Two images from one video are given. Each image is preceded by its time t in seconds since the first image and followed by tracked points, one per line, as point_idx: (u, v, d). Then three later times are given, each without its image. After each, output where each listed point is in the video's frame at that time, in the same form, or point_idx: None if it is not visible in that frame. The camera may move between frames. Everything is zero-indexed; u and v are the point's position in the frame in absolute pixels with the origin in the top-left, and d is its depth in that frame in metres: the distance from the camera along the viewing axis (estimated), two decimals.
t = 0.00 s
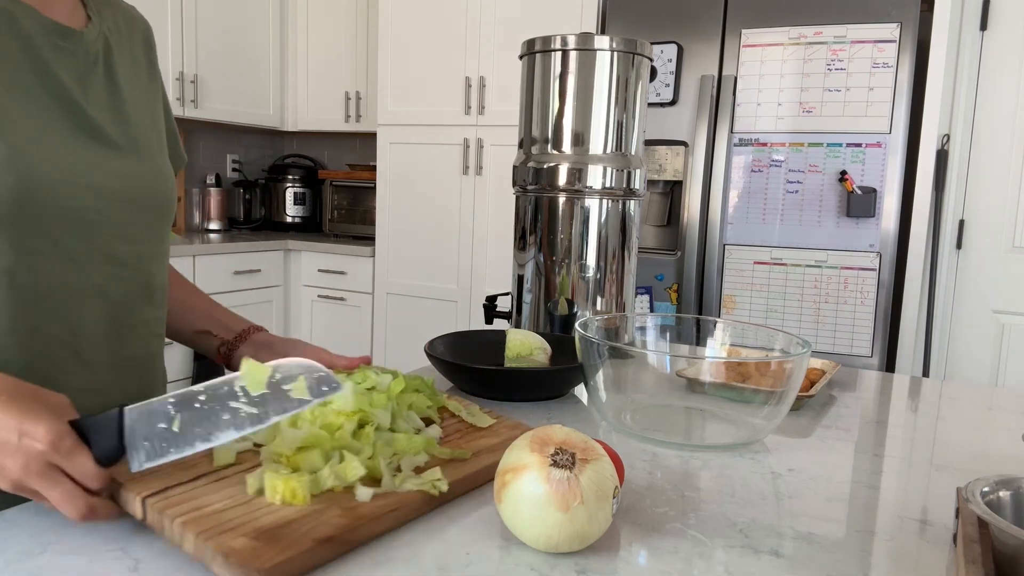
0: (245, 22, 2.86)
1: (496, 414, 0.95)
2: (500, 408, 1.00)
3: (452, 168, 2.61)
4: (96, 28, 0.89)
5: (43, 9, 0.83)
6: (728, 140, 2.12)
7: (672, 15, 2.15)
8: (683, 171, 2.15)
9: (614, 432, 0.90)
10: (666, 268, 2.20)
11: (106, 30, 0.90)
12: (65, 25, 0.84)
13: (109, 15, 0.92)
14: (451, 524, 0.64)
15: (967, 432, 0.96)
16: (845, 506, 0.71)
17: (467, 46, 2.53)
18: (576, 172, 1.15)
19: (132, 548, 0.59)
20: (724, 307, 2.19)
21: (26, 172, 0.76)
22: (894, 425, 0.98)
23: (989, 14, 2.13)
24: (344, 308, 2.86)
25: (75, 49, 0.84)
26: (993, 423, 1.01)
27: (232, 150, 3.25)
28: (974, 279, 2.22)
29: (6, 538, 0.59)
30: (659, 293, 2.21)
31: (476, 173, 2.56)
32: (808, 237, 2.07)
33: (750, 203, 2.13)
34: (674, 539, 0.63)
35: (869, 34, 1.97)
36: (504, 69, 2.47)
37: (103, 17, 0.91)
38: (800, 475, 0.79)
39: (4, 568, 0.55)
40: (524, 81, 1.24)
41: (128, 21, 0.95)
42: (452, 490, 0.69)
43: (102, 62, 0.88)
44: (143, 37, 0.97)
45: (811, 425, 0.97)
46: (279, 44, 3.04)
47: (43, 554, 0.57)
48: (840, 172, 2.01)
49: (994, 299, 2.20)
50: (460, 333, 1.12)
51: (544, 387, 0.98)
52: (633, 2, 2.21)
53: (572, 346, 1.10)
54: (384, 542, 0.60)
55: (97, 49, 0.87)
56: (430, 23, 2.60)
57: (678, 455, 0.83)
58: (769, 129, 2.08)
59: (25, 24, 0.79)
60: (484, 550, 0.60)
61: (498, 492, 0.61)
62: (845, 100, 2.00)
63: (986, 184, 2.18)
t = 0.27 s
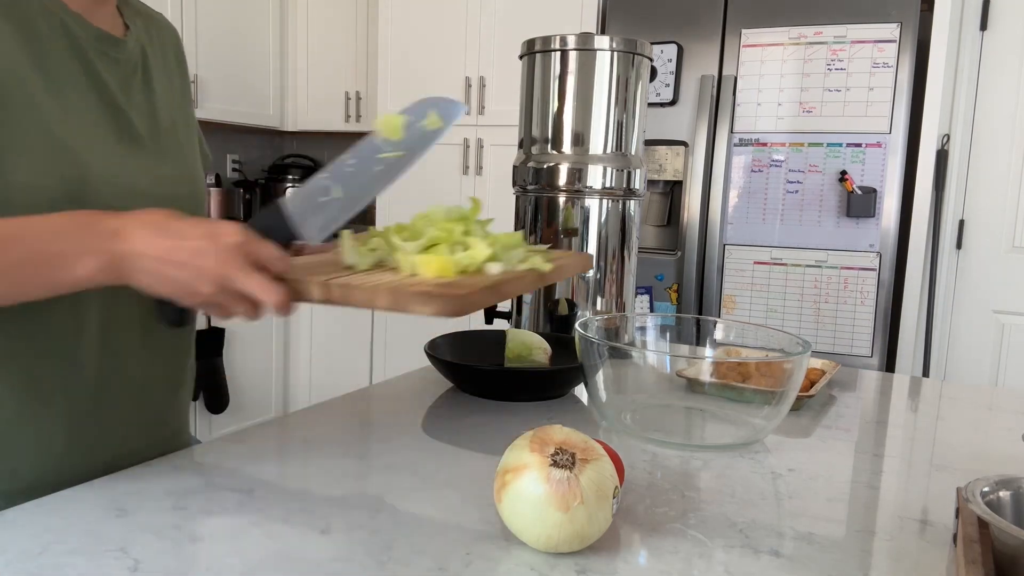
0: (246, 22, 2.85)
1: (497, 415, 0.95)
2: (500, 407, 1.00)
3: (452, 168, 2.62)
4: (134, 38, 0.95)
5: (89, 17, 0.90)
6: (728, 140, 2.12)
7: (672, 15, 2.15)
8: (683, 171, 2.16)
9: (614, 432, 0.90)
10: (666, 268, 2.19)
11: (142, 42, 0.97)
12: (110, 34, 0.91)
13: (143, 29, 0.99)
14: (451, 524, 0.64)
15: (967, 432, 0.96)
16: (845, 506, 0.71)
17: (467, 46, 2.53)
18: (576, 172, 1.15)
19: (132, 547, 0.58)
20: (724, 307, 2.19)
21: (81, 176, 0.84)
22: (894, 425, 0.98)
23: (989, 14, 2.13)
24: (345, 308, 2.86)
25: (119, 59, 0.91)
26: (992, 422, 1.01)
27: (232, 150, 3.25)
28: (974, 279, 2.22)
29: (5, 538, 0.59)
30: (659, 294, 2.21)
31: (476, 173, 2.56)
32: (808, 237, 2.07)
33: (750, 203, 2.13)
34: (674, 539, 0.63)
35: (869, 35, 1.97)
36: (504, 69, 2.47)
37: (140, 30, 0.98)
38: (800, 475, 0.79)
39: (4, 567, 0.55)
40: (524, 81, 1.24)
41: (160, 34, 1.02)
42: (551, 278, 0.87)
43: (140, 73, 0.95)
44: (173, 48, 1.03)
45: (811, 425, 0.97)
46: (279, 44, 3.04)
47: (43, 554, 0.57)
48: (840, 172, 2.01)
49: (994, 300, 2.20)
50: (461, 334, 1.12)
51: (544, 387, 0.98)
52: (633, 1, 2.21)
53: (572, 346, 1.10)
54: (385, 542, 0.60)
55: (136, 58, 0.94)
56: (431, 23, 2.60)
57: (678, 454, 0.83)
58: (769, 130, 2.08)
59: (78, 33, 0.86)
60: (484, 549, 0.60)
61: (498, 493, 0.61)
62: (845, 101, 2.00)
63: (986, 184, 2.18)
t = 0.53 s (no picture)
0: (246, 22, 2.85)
1: (497, 414, 0.95)
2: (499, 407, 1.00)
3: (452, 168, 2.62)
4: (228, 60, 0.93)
5: (196, 36, 0.87)
6: (728, 140, 2.12)
7: (671, 16, 2.15)
8: (683, 171, 2.15)
9: (614, 432, 0.90)
10: (666, 268, 2.19)
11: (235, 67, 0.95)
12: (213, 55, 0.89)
13: (231, 50, 0.96)
14: (452, 524, 0.64)
15: (967, 432, 0.96)
16: (845, 506, 0.71)
17: (467, 46, 2.53)
18: (576, 172, 1.15)
19: (133, 547, 0.58)
20: (724, 307, 2.19)
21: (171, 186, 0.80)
22: (894, 425, 0.98)
23: (989, 14, 2.13)
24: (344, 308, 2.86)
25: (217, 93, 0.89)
26: (992, 422, 1.01)
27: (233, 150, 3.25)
28: (973, 279, 2.22)
29: (6, 538, 0.59)
30: (659, 294, 2.21)
31: (476, 173, 2.57)
32: (808, 237, 2.07)
33: (750, 203, 2.13)
34: (674, 538, 0.63)
35: (869, 35, 1.97)
36: (504, 70, 2.47)
37: (234, 56, 0.96)
38: (800, 475, 0.79)
39: (5, 567, 0.55)
40: (524, 80, 1.24)
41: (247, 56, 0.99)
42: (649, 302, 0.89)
43: (235, 103, 0.92)
44: (259, 74, 1.01)
45: (811, 425, 0.97)
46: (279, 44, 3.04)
47: (44, 554, 0.57)
48: (840, 172, 2.01)
49: (994, 300, 2.20)
50: (461, 333, 1.12)
51: (544, 387, 0.98)
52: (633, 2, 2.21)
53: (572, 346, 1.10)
54: (386, 541, 0.60)
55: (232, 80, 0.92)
56: (431, 23, 2.60)
57: (678, 454, 0.83)
58: (769, 130, 2.08)
59: (190, 53, 0.84)
60: (485, 549, 0.60)
61: (498, 493, 0.61)
62: (845, 101, 2.00)
63: (986, 184, 2.18)
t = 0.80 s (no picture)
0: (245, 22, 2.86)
1: (497, 414, 0.95)
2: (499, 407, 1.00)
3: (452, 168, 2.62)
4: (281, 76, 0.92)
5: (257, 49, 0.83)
6: (728, 140, 2.12)
7: (671, 15, 2.15)
8: (683, 171, 2.15)
9: (613, 432, 0.90)
10: (666, 269, 2.19)
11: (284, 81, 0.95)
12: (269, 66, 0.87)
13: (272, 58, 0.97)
14: (451, 524, 0.64)
15: (967, 432, 0.96)
16: (845, 505, 0.71)
17: (467, 46, 2.53)
18: (576, 172, 1.15)
19: (133, 547, 0.58)
20: (724, 307, 2.19)
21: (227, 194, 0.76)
22: (894, 425, 0.98)
23: (989, 14, 2.13)
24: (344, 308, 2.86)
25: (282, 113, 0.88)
26: (992, 422, 1.01)
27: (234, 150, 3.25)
28: (973, 279, 2.22)
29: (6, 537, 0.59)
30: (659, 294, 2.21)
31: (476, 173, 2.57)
32: (808, 237, 2.07)
33: (750, 203, 2.13)
34: (674, 538, 0.63)
35: (869, 35, 1.97)
36: (504, 70, 2.47)
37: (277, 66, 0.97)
38: (799, 475, 0.79)
39: (5, 567, 0.54)
40: (524, 80, 1.24)
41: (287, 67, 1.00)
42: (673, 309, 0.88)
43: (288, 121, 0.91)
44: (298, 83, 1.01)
45: (811, 425, 0.97)
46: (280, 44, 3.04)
47: (44, 554, 0.57)
48: (840, 172, 2.01)
49: (994, 300, 2.20)
50: (462, 333, 1.12)
51: (544, 387, 0.98)
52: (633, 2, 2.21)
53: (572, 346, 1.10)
54: (386, 541, 0.60)
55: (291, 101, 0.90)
56: (431, 23, 2.59)
57: (678, 454, 0.83)
58: (769, 130, 2.08)
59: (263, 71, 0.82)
60: (485, 549, 0.60)
61: (498, 493, 0.61)
62: (845, 101, 2.00)
63: (985, 184, 2.18)
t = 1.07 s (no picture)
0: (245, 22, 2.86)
1: (496, 415, 0.95)
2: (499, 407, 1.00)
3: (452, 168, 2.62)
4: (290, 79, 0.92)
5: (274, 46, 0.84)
6: (728, 140, 2.12)
7: (671, 15, 2.15)
8: (683, 171, 2.15)
9: (614, 432, 0.91)
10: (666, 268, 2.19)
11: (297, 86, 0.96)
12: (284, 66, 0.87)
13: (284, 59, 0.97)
14: (451, 524, 0.64)
15: (967, 432, 0.96)
16: (845, 505, 0.71)
17: (467, 45, 2.53)
18: (576, 172, 1.15)
19: (133, 547, 0.58)
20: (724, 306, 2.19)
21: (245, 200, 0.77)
22: (894, 425, 0.98)
23: (989, 14, 2.13)
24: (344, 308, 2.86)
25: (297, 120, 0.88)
26: (992, 422, 1.01)
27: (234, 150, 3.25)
28: (973, 279, 2.22)
29: (6, 537, 0.59)
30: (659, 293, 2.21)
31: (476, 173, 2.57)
32: (808, 237, 2.07)
33: (750, 203, 2.13)
34: (674, 538, 0.63)
35: (869, 35, 1.97)
36: (504, 70, 2.47)
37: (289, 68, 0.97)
38: (799, 475, 0.79)
39: (5, 567, 0.55)
40: (524, 80, 1.24)
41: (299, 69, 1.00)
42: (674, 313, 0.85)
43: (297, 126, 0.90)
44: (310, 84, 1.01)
45: (811, 425, 0.97)
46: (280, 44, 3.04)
47: (44, 553, 0.57)
48: (840, 172, 2.01)
49: (994, 300, 2.20)
50: (463, 333, 1.13)
51: (544, 387, 0.98)
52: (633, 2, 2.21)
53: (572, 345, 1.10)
54: (386, 541, 0.60)
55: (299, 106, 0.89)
56: (431, 23, 2.59)
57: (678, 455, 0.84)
58: (769, 130, 2.08)
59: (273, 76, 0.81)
60: (484, 549, 0.60)
61: (498, 493, 0.61)
62: (845, 101, 2.00)
63: (985, 183, 2.18)
